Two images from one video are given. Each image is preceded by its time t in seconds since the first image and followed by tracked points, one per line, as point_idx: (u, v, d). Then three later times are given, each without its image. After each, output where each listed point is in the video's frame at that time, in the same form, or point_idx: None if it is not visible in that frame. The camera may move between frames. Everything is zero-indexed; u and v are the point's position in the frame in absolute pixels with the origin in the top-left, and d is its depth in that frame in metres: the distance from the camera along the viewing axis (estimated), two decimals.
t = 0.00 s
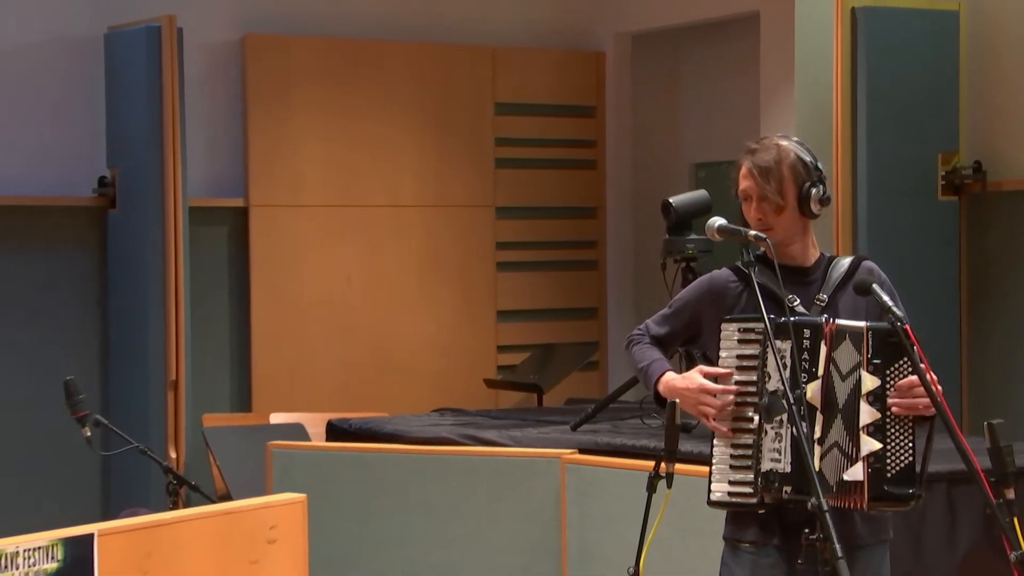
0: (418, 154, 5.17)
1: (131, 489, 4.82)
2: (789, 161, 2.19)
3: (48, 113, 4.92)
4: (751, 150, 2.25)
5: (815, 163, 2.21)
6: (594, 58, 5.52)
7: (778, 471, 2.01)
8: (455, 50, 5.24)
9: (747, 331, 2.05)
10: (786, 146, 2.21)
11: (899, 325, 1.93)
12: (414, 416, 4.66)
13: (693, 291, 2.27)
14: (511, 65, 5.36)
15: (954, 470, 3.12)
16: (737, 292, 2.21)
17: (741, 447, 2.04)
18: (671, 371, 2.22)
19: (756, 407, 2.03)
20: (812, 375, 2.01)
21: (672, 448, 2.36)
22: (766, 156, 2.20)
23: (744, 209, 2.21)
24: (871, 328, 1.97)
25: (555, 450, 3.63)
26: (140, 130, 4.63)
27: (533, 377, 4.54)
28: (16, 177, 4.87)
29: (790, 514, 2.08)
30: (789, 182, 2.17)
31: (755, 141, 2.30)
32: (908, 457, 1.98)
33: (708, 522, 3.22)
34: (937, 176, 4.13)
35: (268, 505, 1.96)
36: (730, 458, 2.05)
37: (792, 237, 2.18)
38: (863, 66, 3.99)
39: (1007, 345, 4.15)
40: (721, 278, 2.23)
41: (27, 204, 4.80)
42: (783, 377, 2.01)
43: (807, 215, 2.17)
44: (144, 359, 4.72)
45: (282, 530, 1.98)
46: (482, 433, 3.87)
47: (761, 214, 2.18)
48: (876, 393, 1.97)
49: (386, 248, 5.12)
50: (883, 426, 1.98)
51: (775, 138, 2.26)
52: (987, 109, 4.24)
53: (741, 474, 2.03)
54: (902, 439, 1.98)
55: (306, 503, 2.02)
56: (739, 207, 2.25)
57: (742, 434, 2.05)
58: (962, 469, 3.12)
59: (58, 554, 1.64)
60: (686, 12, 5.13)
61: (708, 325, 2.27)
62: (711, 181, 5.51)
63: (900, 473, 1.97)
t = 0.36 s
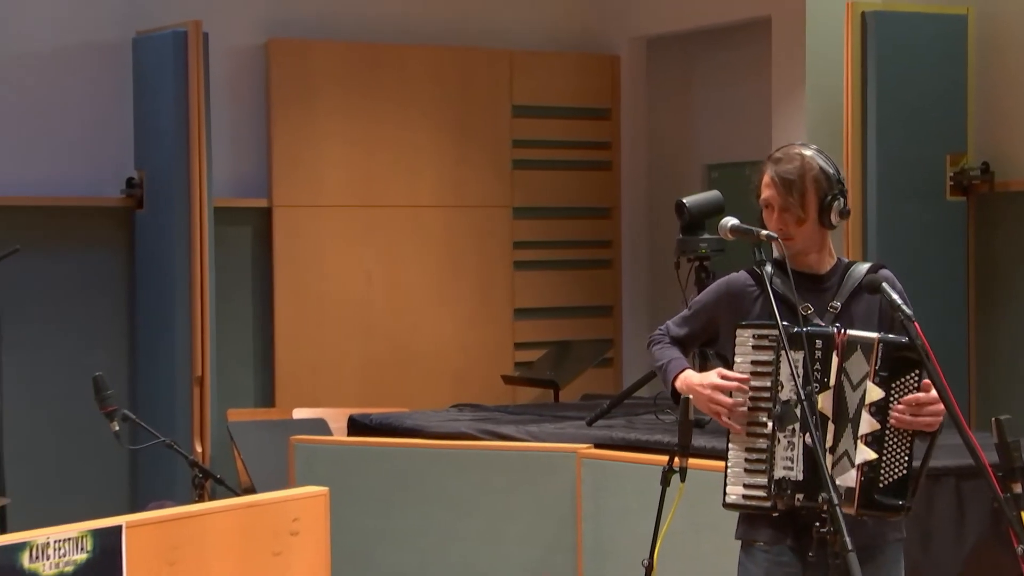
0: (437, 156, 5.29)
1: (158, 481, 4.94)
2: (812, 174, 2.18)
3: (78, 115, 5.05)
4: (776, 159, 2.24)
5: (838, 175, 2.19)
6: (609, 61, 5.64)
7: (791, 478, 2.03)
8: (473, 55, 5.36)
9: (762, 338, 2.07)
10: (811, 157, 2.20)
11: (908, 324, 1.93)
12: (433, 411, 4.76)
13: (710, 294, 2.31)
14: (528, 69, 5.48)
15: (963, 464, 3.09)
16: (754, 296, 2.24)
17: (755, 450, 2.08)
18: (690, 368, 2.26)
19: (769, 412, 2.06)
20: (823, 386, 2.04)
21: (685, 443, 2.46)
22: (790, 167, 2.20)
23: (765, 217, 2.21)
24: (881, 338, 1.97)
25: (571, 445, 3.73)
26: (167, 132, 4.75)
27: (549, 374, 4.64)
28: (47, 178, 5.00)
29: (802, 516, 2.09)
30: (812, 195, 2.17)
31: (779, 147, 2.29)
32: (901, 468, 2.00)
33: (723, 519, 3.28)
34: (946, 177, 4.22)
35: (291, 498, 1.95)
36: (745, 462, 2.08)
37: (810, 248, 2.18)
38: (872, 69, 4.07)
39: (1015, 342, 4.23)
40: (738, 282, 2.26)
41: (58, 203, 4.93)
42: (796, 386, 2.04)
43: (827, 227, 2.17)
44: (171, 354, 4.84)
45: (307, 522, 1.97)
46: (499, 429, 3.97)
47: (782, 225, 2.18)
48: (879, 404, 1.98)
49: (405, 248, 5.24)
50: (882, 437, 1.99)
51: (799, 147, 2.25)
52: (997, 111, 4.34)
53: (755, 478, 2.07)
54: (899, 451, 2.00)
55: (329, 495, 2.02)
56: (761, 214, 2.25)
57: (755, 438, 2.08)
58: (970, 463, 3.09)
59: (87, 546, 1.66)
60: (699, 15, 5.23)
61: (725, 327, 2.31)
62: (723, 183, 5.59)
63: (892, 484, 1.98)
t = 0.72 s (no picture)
0: (457, 157, 5.41)
1: (184, 474, 5.07)
2: (819, 168, 2.26)
3: (107, 117, 5.18)
4: (784, 154, 2.32)
5: (844, 170, 2.27)
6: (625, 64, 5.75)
7: (802, 458, 2.12)
8: (491, 58, 5.48)
9: (773, 328, 2.16)
10: (817, 153, 2.28)
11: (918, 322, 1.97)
12: (452, 406, 4.88)
13: (722, 289, 2.39)
14: (545, 71, 5.59)
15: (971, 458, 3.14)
16: (764, 290, 2.31)
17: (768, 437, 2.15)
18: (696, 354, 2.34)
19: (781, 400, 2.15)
20: (834, 367, 2.13)
21: (698, 437, 2.54)
22: (798, 162, 2.27)
23: (774, 211, 2.28)
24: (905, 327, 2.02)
25: (587, 439, 3.84)
26: (193, 132, 4.86)
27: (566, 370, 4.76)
28: (77, 180, 5.13)
29: (814, 502, 2.16)
30: (819, 188, 2.24)
31: (787, 145, 2.37)
32: (916, 454, 2.05)
33: (737, 512, 3.36)
34: (953, 178, 4.31)
35: (312, 492, 2.07)
36: (759, 449, 2.16)
37: (817, 240, 2.25)
38: (883, 73, 4.16)
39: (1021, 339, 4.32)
40: (749, 277, 2.34)
41: (87, 203, 5.06)
42: (805, 369, 2.13)
43: (833, 220, 2.25)
44: (196, 350, 4.95)
45: (327, 515, 2.09)
46: (517, 423, 4.07)
47: (789, 217, 2.26)
48: (899, 388, 2.04)
49: (425, 247, 5.36)
50: (899, 421, 2.05)
51: (806, 143, 2.33)
52: (1004, 114, 4.44)
53: (768, 464, 2.14)
54: (914, 437, 2.06)
55: (350, 488, 2.13)
56: (768, 208, 2.33)
57: (767, 426, 2.16)
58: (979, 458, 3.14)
59: (116, 536, 1.75)
60: (714, 19, 5.32)
61: (735, 323, 2.38)
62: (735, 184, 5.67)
63: (906, 467, 2.04)
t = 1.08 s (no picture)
0: (472, 158, 5.52)
1: (205, 468, 5.19)
2: (825, 177, 2.29)
3: (132, 120, 5.30)
4: (791, 163, 2.35)
5: (850, 179, 2.30)
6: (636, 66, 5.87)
7: (809, 453, 2.14)
8: (506, 62, 5.59)
9: (779, 331, 2.18)
10: (823, 161, 2.31)
11: (923, 320, 2.02)
12: (467, 402, 4.99)
13: (730, 301, 2.41)
14: (559, 73, 5.71)
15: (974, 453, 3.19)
16: (770, 296, 2.33)
17: (775, 438, 2.17)
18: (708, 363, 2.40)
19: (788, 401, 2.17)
20: (838, 363, 2.15)
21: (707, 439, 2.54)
22: (805, 170, 2.31)
23: (781, 218, 2.31)
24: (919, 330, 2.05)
25: (599, 434, 3.94)
26: (213, 134, 4.98)
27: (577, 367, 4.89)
28: (103, 181, 5.26)
29: (822, 499, 2.19)
30: (824, 196, 2.27)
31: (794, 154, 2.40)
32: (924, 454, 2.08)
33: (745, 506, 3.45)
34: (958, 178, 4.40)
35: (332, 485, 2.07)
36: (766, 450, 2.17)
37: (822, 247, 2.27)
38: (889, 76, 4.26)
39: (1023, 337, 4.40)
40: (756, 286, 2.36)
41: (112, 203, 5.20)
42: (811, 366, 2.16)
43: (838, 227, 2.26)
44: (217, 347, 5.08)
45: (347, 508, 2.08)
46: (530, 418, 4.17)
47: (795, 224, 2.28)
48: (911, 387, 2.07)
49: (441, 246, 5.48)
50: (909, 420, 2.07)
51: (814, 153, 2.36)
52: (1008, 115, 4.52)
53: (776, 464, 2.16)
54: (924, 437, 2.08)
55: (367, 481, 2.12)
56: (776, 215, 2.36)
57: (775, 428, 2.18)
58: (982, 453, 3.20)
59: (139, 528, 1.76)
60: (724, 23, 5.41)
61: (745, 333, 2.40)
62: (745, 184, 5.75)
63: (915, 464, 2.07)
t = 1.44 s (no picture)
0: (485, 158, 5.64)
1: (224, 462, 5.32)
2: (822, 174, 2.35)
3: (154, 121, 5.43)
4: (787, 163, 2.41)
5: (846, 175, 2.35)
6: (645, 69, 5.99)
7: (814, 442, 2.15)
8: (518, 66, 5.71)
9: (783, 326, 2.20)
10: (819, 160, 2.37)
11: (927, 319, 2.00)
12: (480, 397, 5.10)
13: (732, 303, 2.47)
14: (570, 76, 5.83)
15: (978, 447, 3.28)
16: (774, 293, 2.37)
17: (779, 430, 2.20)
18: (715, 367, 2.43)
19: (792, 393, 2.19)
20: (842, 355, 2.16)
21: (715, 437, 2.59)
22: (801, 169, 2.36)
23: (781, 217, 2.37)
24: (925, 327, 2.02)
25: (608, 429, 4.04)
26: (233, 135, 5.11)
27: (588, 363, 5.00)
28: (125, 182, 5.39)
29: (826, 490, 2.20)
30: (822, 193, 2.33)
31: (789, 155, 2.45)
32: (932, 450, 2.10)
33: (751, 499, 3.54)
34: (960, 178, 4.49)
35: (348, 479, 2.15)
36: (771, 442, 2.20)
37: (823, 244, 2.32)
38: (893, 79, 4.36)
39: None
40: (757, 285, 2.41)
41: (134, 203, 5.33)
42: (815, 357, 2.18)
43: (837, 223, 2.32)
44: (235, 345, 5.20)
45: (363, 501, 2.17)
46: (541, 414, 4.27)
47: (795, 221, 2.34)
48: (925, 384, 2.08)
49: (455, 245, 5.59)
50: (920, 416, 2.09)
51: (809, 154, 2.42)
52: (1009, 118, 4.62)
53: (781, 455, 2.19)
54: (934, 435, 2.10)
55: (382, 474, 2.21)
56: (775, 214, 2.41)
57: (779, 420, 2.20)
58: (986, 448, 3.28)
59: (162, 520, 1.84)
60: (732, 27, 5.51)
61: (750, 331, 2.46)
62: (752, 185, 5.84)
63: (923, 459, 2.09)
